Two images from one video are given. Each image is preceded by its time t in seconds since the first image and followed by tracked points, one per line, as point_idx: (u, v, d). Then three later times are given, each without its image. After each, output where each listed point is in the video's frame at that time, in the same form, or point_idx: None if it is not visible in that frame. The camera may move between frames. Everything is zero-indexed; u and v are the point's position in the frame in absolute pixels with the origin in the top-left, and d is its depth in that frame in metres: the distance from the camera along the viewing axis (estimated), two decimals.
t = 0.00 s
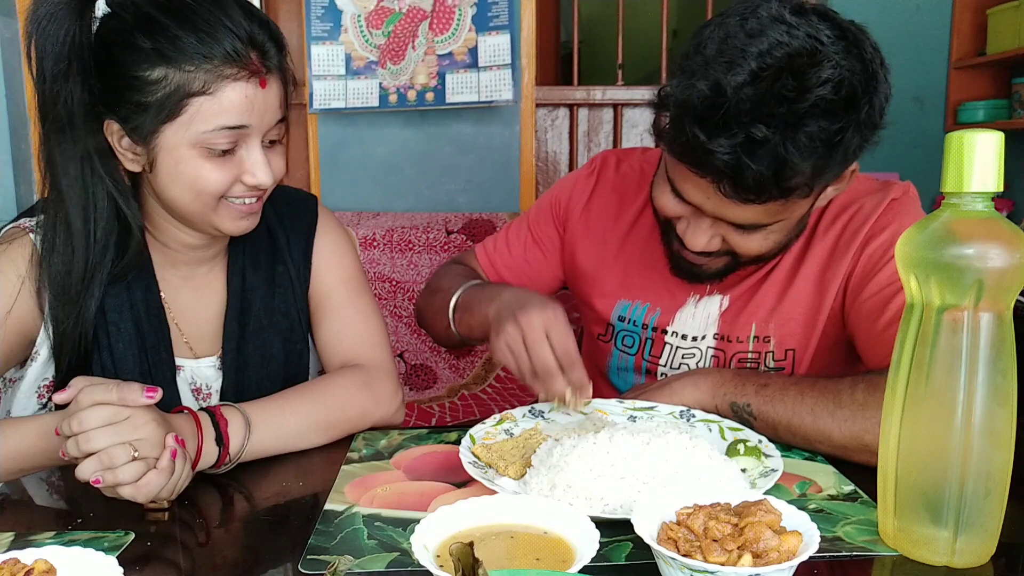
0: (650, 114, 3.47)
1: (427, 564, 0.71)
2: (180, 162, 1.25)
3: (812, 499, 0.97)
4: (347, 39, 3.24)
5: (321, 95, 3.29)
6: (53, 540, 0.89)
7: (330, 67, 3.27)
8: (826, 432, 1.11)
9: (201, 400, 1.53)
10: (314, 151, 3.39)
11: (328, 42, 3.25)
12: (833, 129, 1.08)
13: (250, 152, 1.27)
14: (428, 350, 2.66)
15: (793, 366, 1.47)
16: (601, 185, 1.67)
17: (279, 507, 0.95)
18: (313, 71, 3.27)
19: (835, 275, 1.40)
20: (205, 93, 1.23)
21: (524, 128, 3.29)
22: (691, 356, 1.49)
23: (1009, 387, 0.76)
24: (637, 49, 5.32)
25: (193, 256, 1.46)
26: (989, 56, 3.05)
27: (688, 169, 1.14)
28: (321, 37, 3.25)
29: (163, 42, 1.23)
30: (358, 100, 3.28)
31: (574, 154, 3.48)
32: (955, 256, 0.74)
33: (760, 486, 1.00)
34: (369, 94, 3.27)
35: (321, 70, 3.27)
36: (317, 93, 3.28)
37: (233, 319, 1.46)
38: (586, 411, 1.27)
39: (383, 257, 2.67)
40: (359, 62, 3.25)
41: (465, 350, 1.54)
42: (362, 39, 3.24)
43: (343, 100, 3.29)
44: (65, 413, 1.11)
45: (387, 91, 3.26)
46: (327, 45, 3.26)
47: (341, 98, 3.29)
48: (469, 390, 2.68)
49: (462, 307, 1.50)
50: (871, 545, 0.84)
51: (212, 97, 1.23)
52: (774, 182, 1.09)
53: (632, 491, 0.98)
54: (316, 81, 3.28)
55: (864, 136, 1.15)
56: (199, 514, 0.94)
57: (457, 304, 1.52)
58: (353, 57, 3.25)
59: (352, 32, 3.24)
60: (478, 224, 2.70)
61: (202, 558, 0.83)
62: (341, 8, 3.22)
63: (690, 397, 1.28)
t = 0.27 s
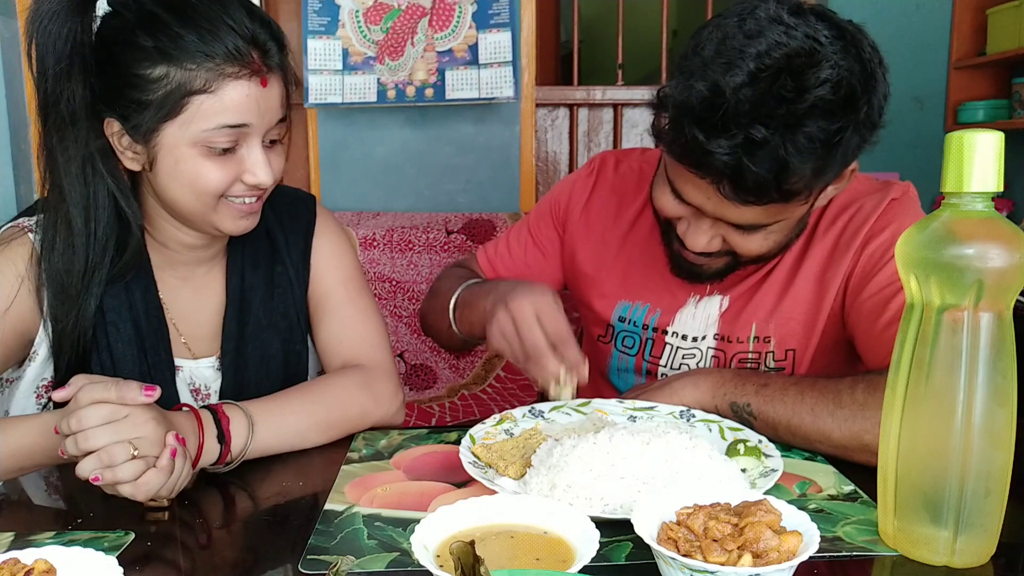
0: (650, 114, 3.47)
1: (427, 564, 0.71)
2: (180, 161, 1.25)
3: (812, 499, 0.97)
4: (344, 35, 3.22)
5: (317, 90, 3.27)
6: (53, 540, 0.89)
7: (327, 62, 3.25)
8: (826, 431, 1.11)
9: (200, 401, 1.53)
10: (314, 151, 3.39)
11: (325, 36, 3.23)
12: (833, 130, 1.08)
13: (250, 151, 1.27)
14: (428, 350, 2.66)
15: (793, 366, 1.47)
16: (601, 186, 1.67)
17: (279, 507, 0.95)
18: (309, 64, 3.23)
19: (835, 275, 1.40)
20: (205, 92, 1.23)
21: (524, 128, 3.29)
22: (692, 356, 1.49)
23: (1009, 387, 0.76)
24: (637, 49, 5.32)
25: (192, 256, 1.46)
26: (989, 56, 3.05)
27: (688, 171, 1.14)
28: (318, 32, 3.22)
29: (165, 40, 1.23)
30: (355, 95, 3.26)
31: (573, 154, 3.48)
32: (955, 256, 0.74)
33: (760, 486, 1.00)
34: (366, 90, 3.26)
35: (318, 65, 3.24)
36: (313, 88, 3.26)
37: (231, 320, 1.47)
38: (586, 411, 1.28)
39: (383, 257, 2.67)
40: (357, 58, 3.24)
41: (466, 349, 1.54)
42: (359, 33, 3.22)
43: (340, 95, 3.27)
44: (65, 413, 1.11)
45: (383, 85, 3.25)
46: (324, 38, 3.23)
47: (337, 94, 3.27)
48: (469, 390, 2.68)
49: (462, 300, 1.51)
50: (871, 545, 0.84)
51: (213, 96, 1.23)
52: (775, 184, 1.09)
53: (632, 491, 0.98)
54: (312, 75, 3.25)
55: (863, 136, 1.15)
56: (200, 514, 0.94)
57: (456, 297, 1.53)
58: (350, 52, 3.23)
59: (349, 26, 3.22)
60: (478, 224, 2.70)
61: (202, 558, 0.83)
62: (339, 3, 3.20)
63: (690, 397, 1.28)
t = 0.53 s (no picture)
0: (650, 114, 3.47)
1: (427, 564, 0.71)
2: (185, 148, 1.25)
3: (812, 499, 0.97)
4: (342, 31, 3.21)
5: (314, 86, 3.24)
6: (53, 540, 0.88)
7: (325, 57, 3.22)
8: (826, 432, 1.11)
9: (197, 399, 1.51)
10: (314, 151, 3.39)
11: (324, 32, 3.20)
12: (835, 126, 1.08)
13: (255, 142, 1.28)
14: (428, 350, 2.66)
15: (794, 367, 1.47)
16: (601, 184, 1.68)
17: (278, 507, 0.95)
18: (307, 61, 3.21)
19: (835, 275, 1.40)
20: (215, 79, 1.24)
21: (525, 128, 3.29)
22: (693, 357, 1.49)
23: (1009, 388, 0.76)
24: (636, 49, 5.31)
25: (186, 257, 1.46)
26: (989, 56, 3.05)
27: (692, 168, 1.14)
28: (316, 28, 3.20)
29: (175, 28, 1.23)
30: (353, 91, 3.25)
31: (573, 154, 3.48)
32: (955, 256, 0.74)
33: (760, 486, 1.00)
34: (365, 86, 3.24)
35: (316, 60, 3.22)
36: (311, 84, 3.24)
37: (223, 321, 1.47)
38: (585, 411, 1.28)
39: (383, 257, 2.67)
40: (355, 54, 3.23)
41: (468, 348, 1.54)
42: (359, 30, 3.21)
43: (337, 92, 3.25)
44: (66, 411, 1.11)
45: (382, 84, 3.24)
46: (322, 35, 3.21)
47: (335, 90, 3.25)
48: (469, 390, 2.68)
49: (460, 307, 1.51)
50: (871, 545, 0.84)
51: (222, 83, 1.24)
52: (778, 180, 1.09)
53: (632, 491, 0.98)
54: (310, 71, 3.23)
55: (865, 133, 1.15)
56: (200, 513, 0.94)
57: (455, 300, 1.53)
58: (348, 49, 3.22)
59: (348, 23, 3.21)
60: (478, 224, 2.70)
61: (201, 557, 0.83)
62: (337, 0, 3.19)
63: (690, 397, 1.28)
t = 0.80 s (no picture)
0: (650, 114, 3.47)
1: (427, 564, 0.71)
2: (180, 138, 1.25)
3: (812, 499, 0.97)
4: (343, 29, 3.18)
5: (314, 83, 3.20)
6: (53, 540, 0.88)
7: (324, 55, 3.19)
8: (827, 431, 1.11)
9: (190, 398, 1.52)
10: (314, 151, 3.39)
11: (324, 30, 3.18)
12: (839, 106, 1.08)
13: (250, 135, 1.28)
14: (428, 350, 2.66)
15: (795, 367, 1.46)
16: (602, 183, 1.68)
17: (278, 507, 0.95)
18: (307, 59, 3.17)
19: (835, 275, 1.40)
20: (212, 68, 1.24)
21: (525, 128, 3.29)
22: (694, 356, 1.49)
23: (1009, 387, 0.76)
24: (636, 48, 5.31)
25: (180, 257, 1.46)
26: (989, 56, 3.05)
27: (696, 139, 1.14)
28: (316, 26, 3.17)
29: (173, 18, 1.24)
30: (354, 91, 3.22)
31: (574, 154, 3.47)
32: (955, 256, 0.74)
33: (760, 486, 1.00)
34: (366, 86, 3.22)
35: (316, 58, 3.18)
36: (311, 81, 3.19)
37: (211, 318, 1.48)
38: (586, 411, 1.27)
39: (383, 257, 2.67)
40: (355, 54, 3.19)
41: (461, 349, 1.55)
42: (359, 30, 3.18)
43: (337, 90, 3.22)
44: (65, 410, 1.11)
45: (382, 83, 3.22)
46: (322, 33, 3.18)
47: (335, 88, 3.22)
48: (469, 390, 2.68)
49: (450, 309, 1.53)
50: (871, 545, 0.84)
51: (219, 73, 1.24)
52: (785, 148, 1.09)
53: (633, 491, 0.98)
54: (310, 68, 3.18)
55: (870, 116, 1.15)
56: (200, 513, 0.94)
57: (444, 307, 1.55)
58: (348, 47, 3.19)
59: (348, 22, 3.18)
60: (478, 224, 2.70)
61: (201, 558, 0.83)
62: None
63: (690, 397, 1.28)
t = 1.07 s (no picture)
0: (650, 114, 3.47)
1: (427, 564, 0.71)
2: (147, 133, 1.26)
3: (812, 499, 0.97)
4: (345, 36, 3.23)
5: (319, 91, 3.27)
6: (53, 540, 0.88)
7: (328, 63, 3.25)
8: (827, 431, 1.11)
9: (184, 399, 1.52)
10: (314, 151, 3.39)
11: (327, 38, 3.23)
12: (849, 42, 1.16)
13: (222, 127, 1.28)
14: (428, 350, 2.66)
15: (797, 367, 1.46)
16: (604, 184, 1.68)
17: (280, 507, 0.95)
18: (311, 67, 3.25)
19: (836, 275, 1.40)
20: (173, 60, 1.25)
21: (524, 128, 3.29)
22: (697, 357, 1.49)
23: (1009, 387, 0.76)
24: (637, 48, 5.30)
25: (179, 262, 1.47)
26: (989, 56, 3.05)
27: (714, 95, 1.18)
28: (320, 34, 3.23)
29: (146, 15, 1.26)
30: (356, 97, 3.26)
31: (574, 154, 3.47)
32: (955, 256, 0.74)
33: (760, 486, 1.00)
34: (368, 92, 3.25)
35: (320, 66, 3.25)
36: (316, 89, 3.27)
37: (211, 317, 1.48)
38: (586, 411, 1.28)
39: (383, 256, 2.67)
40: (358, 60, 3.24)
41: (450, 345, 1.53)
42: (361, 37, 3.22)
43: (341, 97, 3.27)
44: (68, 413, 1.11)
45: (385, 89, 3.25)
46: (326, 41, 3.24)
47: (338, 96, 3.27)
48: (469, 390, 2.68)
49: (432, 301, 1.53)
50: (871, 545, 0.84)
51: (181, 64, 1.25)
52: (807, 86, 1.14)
53: (632, 491, 0.98)
54: (314, 77, 3.26)
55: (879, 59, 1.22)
56: (200, 513, 0.94)
57: (425, 307, 1.55)
58: (352, 54, 3.23)
59: (351, 29, 3.22)
60: (478, 224, 2.70)
61: (201, 558, 0.83)
62: (341, 5, 3.20)
63: (690, 397, 1.28)
